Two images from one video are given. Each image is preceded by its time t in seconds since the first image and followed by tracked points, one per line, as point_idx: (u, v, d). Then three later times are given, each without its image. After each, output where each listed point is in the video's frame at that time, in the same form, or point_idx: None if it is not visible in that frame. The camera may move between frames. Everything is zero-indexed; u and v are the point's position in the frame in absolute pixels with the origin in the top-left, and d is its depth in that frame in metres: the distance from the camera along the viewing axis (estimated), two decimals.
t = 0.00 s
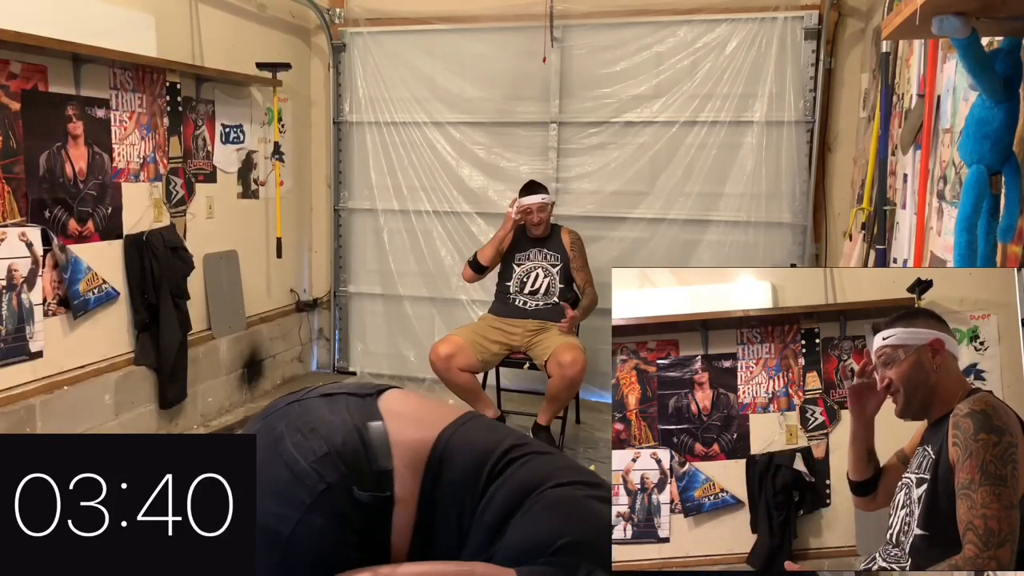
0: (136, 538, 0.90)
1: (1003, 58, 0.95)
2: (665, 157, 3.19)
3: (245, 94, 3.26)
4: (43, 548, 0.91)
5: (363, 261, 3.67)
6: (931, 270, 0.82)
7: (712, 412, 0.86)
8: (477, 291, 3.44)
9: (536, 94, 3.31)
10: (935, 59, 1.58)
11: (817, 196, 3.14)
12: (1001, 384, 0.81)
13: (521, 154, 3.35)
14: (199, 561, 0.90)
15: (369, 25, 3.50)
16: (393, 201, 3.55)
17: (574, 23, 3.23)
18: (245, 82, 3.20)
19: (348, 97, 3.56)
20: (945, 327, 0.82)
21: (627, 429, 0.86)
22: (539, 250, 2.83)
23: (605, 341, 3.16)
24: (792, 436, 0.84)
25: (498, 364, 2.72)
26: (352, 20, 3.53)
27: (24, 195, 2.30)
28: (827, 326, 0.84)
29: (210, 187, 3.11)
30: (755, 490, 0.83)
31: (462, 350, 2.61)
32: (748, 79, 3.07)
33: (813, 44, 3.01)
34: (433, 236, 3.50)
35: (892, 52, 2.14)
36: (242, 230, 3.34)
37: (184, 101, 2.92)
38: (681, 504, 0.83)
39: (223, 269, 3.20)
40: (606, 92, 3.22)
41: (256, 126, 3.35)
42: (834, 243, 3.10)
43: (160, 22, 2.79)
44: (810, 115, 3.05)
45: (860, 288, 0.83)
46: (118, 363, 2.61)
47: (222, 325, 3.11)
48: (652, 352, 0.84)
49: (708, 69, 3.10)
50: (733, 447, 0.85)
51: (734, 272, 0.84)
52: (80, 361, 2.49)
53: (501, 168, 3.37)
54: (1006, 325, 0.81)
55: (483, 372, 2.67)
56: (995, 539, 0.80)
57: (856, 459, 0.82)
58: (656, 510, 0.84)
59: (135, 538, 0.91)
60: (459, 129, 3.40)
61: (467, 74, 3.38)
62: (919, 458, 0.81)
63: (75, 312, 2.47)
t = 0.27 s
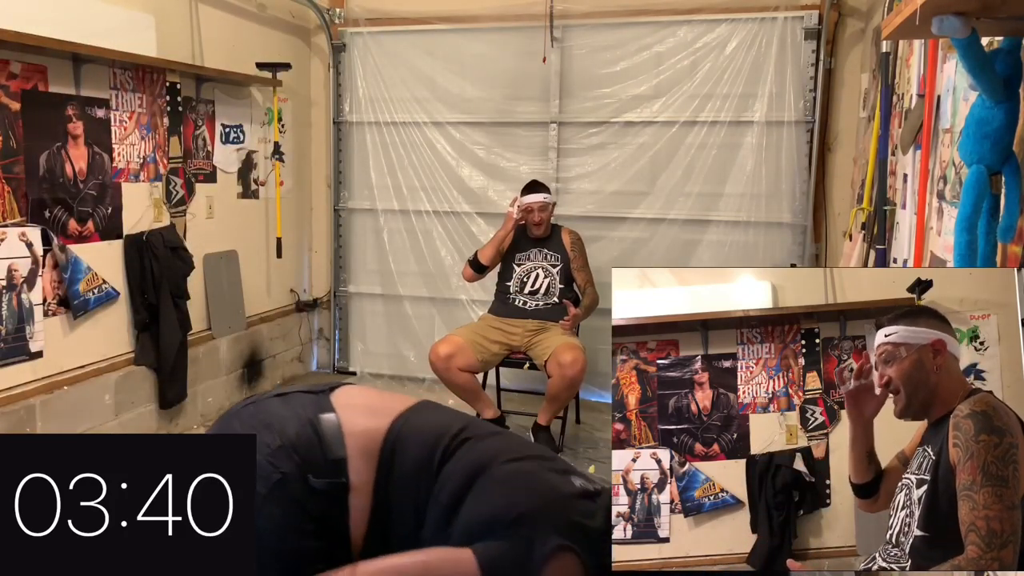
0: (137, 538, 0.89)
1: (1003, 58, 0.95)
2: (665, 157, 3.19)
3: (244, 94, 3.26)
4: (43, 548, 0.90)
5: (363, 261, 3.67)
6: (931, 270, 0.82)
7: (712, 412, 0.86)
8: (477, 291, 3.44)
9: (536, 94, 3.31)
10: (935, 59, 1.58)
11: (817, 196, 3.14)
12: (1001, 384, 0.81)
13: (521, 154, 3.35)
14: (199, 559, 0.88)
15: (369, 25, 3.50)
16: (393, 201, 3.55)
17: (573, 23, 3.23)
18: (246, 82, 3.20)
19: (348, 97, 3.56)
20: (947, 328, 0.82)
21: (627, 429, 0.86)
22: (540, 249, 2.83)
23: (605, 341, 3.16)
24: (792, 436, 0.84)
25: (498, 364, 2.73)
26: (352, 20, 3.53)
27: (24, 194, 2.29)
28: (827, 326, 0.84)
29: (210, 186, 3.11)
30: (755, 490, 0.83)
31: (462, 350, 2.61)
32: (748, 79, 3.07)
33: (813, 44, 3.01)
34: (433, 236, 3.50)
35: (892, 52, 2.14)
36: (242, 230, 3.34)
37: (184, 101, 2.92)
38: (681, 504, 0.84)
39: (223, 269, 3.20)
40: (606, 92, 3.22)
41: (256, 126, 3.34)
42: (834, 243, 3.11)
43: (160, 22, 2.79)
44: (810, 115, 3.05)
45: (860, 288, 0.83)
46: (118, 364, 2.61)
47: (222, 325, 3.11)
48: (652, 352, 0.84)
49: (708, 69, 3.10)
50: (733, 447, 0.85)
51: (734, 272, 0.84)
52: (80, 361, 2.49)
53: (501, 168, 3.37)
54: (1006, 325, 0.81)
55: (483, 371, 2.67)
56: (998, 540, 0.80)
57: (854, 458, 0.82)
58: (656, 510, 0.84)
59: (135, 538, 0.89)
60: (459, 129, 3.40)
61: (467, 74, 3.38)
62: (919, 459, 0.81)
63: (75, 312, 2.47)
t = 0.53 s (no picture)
0: (137, 538, 0.89)
1: (1002, 58, 0.95)
2: (665, 156, 3.19)
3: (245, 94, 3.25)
4: (43, 548, 0.90)
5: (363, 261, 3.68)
6: (932, 270, 0.82)
7: (712, 412, 0.85)
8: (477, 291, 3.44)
9: (535, 94, 3.31)
10: (935, 59, 1.58)
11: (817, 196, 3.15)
12: (1002, 384, 0.82)
13: (521, 154, 3.35)
14: (198, 562, 0.89)
15: (369, 25, 3.50)
16: (394, 201, 3.55)
17: (573, 24, 3.23)
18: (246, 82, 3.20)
19: (348, 97, 3.55)
20: (955, 328, 0.82)
21: (627, 429, 0.85)
22: (542, 249, 2.85)
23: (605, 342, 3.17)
24: (792, 436, 0.84)
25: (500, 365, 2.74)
26: (352, 20, 3.52)
27: (24, 195, 2.30)
28: (827, 326, 0.83)
29: (210, 186, 3.11)
30: (755, 490, 0.83)
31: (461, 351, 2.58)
32: (748, 79, 3.07)
33: (813, 44, 3.02)
34: (433, 236, 3.50)
35: (893, 52, 2.14)
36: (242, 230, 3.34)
37: (184, 101, 2.92)
38: (681, 504, 0.84)
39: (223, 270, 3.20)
40: (606, 92, 3.22)
41: (256, 126, 3.34)
42: (834, 243, 3.11)
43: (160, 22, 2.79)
44: (810, 115, 3.05)
45: (860, 288, 0.83)
46: (119, 363, 2.53)
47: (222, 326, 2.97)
48: (652, 352, 0.84)
49: (708, 69, 3.10)
50: (733, 447, 0.85)
51: (734, 272, 0.84)
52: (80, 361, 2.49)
53: (501, 168, 3.37)
54: (1006, 325, 0.82)
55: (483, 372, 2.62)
56: (1000, 543, 0.82)
57: (856, 455, 0.83)
58: (656, 510, 0.84)
59: (135, 538, 0.89)
60: (459, 129, 3.40)
61: (467, 74, 3.38)
62: (918, 458, 0.82)
63: (75, 312, 2.47)
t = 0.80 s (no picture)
0: (136, 540, 0.79)
1: (1003, 57, 0.95)
2: (665, 156, 3.19)
3: (243, 93, 3.01)
4: (43, 552, 0.80)
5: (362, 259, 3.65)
6: (932, 270, 0.81)
7: (713, 412, 0.85)
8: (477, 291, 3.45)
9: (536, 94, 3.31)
10: (935, 59, 1.58)
11: (817, 197, 3.15)
12: (1002, 385, 0.79)
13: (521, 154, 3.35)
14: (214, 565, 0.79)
15: (368, 25, 3.53)
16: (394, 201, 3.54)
17: (573, 23, 3.19)
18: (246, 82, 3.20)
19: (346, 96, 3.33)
20: (961, 328, 0.80)
21: (627, 429, 0.85)
22: (543, 249, 2.84)
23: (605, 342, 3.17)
24: (792, 436, 0.84)
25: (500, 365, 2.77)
26: (352, 21, 3.55)
27: (24, 195, 2.35)
28: (827, 326, 0.83)
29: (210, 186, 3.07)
30: (755, 490, 0.84)
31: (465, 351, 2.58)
32: (748, 79, 3.08)
33: (813, 44, 3.03)
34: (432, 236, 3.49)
35: (892, 52, 2.14)
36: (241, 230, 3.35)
37: (183, 101, 2.90)
38: (681, 503, 0.84)
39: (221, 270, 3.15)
40: (607, 92, 3.19)
41: (255, 125, 2.97)
42: (833, 243, 3.12)
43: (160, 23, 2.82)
44: (810, 116, 3.07)
45: (860, 288, 0.83)
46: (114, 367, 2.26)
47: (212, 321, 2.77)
48: (652, 352, 0.84)
49: (708, 70, 3.10)
50: (733, 447, 0.85)
51: (734, 273, 0.83)
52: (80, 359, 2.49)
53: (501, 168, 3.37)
54: (1006, 324, 0.80)
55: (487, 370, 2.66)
56: (1012, 549, 0.78)
57: (854, 455, 0.84)
58: (656, 510, 0.85)
59: (135, 541, 0.79)
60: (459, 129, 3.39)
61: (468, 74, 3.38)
62: (918, 459, 0.82)
63: (75, 312, 2.47)
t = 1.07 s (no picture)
0: (136, 541, 0.79)
1: (1002, 57, 0.95)
2: (665, 156, 3.19)
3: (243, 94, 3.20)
4: (42, 551, 0.79)
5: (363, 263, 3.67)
6: (932, 270, 0.81)
7: (712, 412, 0.85)
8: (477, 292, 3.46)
9: (535, 95, 3.31)
10: (935, 59, 1.58)
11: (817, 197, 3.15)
12: (1002, 385, 0.80)
13: (521, 154, 3.35)
14: (213, 566, 0.79)
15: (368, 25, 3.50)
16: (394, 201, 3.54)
17: (573, 24, 3.23)
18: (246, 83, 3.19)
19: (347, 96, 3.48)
20: (974, 328, 0.81)
21: (627, 429, 0.85)
22: (539, 249, 2.89)
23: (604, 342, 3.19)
24: (792, 436, 0.84)
25: (498, 364, 2.77)
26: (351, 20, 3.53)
27: (24, 195, 2.34)
28: (827, 326, 0.83)
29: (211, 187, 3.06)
30: (755, 490, 0.83)
31: (462, 351, 2.60)
32: (748, 78, 3.07)
33: (813, 44, 3.03)
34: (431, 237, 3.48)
35: (892, 51, 2.13)
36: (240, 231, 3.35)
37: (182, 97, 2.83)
38: (681, 504, 0.84)
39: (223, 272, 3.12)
40: (606, 92, 3.22)
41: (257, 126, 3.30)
42: (833, 243, 3.11)
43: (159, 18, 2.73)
44: (810, 116, 3.06)
45: (861, 289, 0.83)
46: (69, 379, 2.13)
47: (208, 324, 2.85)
48: (652, 352, 0.84)
49: (708, 69, 3.10)
50: (733, 447, 0.85)
51: (734, 272, 0.84)
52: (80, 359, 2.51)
53: (501, 168, 3.38)
54: (1006, 324, 0.80)
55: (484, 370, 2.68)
56: (1014, 546, 0.78)
57: (855, 455, 0.83)
58: (656, 510, 0.85)
59: (134, 542, 0.79)
60: (459, 129, 3.39)
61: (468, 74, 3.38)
62: (920, 457, 0.82)
63: (76, 312, 2.48)
